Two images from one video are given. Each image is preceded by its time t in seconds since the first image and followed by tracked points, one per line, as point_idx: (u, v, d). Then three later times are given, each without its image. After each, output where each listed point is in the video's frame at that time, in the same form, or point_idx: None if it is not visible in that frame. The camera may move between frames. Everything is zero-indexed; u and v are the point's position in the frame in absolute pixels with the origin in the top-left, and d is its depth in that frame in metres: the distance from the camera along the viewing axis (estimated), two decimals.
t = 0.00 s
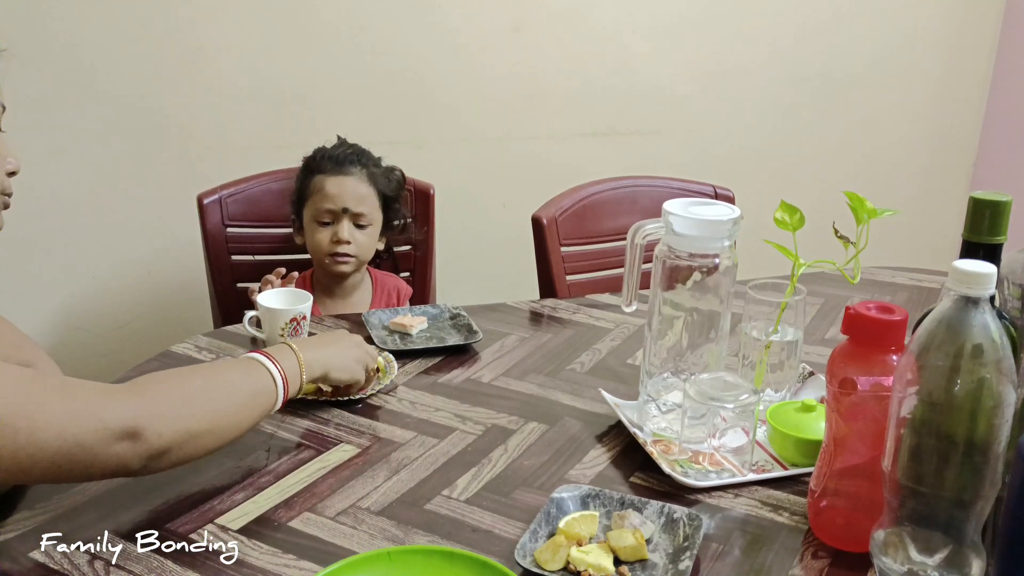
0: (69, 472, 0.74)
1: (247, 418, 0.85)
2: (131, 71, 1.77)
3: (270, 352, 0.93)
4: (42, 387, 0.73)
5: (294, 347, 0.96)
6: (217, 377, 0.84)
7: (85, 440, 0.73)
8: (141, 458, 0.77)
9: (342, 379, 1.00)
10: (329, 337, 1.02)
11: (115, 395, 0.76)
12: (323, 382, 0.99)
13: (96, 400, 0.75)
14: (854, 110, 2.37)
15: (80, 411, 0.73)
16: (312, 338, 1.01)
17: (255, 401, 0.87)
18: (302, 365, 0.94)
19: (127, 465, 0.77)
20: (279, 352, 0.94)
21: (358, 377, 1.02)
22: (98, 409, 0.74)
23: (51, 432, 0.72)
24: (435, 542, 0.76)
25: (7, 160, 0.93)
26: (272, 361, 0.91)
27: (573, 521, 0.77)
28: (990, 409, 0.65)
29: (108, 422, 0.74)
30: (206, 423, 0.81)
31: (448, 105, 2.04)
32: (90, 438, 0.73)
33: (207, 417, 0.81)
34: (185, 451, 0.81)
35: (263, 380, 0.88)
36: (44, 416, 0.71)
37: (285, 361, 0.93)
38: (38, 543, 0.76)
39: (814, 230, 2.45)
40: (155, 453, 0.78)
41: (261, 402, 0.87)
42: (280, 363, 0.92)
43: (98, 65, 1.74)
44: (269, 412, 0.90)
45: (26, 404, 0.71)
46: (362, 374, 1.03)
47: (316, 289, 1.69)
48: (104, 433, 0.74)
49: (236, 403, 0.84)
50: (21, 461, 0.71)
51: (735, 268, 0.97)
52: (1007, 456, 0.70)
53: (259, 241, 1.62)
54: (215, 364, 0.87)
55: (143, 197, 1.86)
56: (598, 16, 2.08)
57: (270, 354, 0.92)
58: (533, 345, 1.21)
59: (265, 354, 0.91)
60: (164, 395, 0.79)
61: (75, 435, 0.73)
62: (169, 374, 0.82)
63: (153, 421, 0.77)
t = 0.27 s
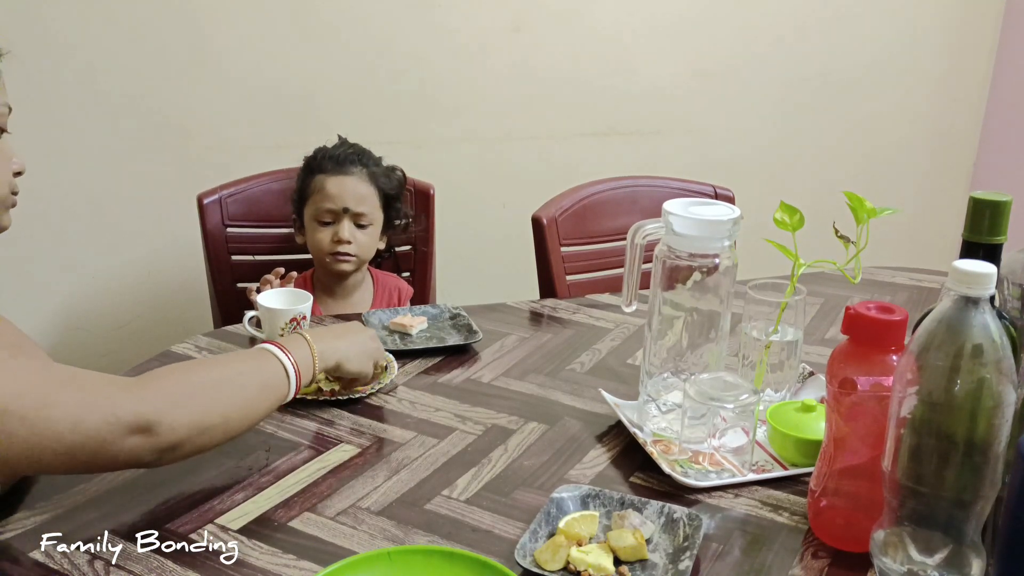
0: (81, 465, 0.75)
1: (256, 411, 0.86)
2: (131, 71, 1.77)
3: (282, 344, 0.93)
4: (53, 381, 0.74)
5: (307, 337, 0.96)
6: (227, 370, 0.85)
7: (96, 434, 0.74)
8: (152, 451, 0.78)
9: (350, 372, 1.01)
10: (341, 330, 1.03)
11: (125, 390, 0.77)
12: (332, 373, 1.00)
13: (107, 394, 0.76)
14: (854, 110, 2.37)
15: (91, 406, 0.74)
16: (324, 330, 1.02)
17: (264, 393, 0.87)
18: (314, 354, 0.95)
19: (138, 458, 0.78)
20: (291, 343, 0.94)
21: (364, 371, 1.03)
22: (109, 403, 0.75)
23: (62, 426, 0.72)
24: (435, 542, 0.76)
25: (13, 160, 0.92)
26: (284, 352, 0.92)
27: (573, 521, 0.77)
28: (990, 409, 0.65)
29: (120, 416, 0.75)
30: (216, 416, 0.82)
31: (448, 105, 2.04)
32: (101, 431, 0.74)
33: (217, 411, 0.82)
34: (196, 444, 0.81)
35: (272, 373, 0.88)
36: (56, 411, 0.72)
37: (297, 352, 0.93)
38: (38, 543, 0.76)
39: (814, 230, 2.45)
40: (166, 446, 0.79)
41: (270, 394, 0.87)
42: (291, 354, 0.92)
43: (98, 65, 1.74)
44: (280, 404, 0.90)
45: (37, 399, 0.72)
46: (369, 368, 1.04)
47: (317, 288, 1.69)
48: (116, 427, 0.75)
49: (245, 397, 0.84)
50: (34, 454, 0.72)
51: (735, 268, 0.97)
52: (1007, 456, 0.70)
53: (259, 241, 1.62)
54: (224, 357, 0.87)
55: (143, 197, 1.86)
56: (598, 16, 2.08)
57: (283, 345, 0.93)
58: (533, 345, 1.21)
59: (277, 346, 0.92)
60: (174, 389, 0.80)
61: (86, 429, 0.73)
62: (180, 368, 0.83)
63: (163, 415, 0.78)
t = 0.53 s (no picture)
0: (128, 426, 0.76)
1: (295, 368, 0.86)
2: (131, 71, 1.77)
3: (315, 305, 0.93)
4: (97, 347, 0.74)
5: (338, 298, 0.96)
6: (264, 329, 0.85)
7: (143, 393, 0.74)
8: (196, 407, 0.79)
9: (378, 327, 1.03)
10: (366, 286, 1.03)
11: (167, 349, 0.77)
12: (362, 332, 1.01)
13: (150, 355, 0.76)
14: (854, 110, 2.37)
15: (136, 366, 0.75)
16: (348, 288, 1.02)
17: (303, 352, 0.87)
18: (346, 316, 0.95)
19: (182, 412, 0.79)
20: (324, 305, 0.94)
21: (390, 326, 1.05)
22: (152, 363, 0.76)
23: (111, 388, 0.73)
24: (435, 542, 0.76)
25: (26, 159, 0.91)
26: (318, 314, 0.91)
27: (573, 521, 0.77)
28: (990, 409, 0.65)
29: (166, 375, 0.76)
30: (258, 372, 0.82)
31: (448, 105, 2.04)
32: (148, 391, 0.75)
33: (257, 368, 0.82)
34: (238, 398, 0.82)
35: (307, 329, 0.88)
36: (105, 373, 0.73)
37: (329, 314, 0.93)
38: (38, 543, 0.76)
39: (814, 230, 2.45)
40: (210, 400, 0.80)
41: (308, 354, 0.88)
42: (325, 316, 0.92)
43: (98, 64, 1.74)
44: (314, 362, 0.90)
45: (84, 364, 0.72)
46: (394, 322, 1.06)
47: (317, 288, 1.62)
48: (162, 385, 0.75)
49: (284, 355, 0.85)
50: (84, 421, 0.72)
51: (735, 268, 0.97)
52: (1007, 456, 0.70)
53: (259, 241, 1.62)
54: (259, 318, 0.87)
55: (143, 197, 1.86)
56: (598, 16, 2.08)
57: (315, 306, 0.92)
58: (533, 345, 1.21)
59: (311, 308, 0.91)
60: (214, 348, 0.80)
61: (135, 390, 0.74)
62: (217, 329, 0.83)
63: (206, 370, 0.78)
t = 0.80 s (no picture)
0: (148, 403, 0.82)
1: (301, 356, 0.92)
2: (132, 71, 1.77)
3: (327, 303, 0.99)
4: (120, 328, 0.79)
5: (349, 299, 1.02)
6: (273, 316, 0.91)
7: (162, 372, 0.81)
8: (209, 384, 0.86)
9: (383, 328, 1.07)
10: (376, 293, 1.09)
11: (184, 331, 0.83)
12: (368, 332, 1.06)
13: (168, 336, 0.82)
14: (854, 110, 2.37)
15: (157, 346, 0.81)
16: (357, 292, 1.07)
17: (308, 341, 0.93)
18: (355, 315, 1.00)
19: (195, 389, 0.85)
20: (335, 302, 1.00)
21: (394, 329, 1.10)
22: (171, 344, 0.82)
23: (133, 367, 0.79)
24: (435, 542, 0.76)
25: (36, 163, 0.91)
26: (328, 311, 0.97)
27: (573, 521, 0.77)
28: (990, 409, 0.65)
29: (183, 355, 0.82)
30: (267, 354, 0.89)
31: (448, 105, 2.04)
32: (166, 369, 0.81)
33: (264, 352, 0.89)
34: (247, 377, 0.89)
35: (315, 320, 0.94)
36: (128, 353, 0.79)
37: (340, 311, 0.98)
38: (38, 543, 0.76)
39: (814, 230, 2.45)
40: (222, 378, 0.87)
41: (313, 343, 0.94)
42: (334, 313, 0.97)
43: (99, 64, 1.75)
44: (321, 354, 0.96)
45: (111, 345, 0.78)
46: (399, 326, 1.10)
47: (316, 286, 1.61)
48: (180, 364, 0.82)
49: (290, 342, 0.91)
50: (107, 398, 0.78)
51: (736, 268, 0.97)
52: (1007, 456, 0.70)
53: (260, 241, 1.62)
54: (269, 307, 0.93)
55: (144, 197, 1.86)
56: (599, 16, 2.08)
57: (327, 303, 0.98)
58: (534, 345, 1.21)
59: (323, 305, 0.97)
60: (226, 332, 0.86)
61: (156, 369, 0.80)
62: (226, 314, 0.88)
63: (219, 351, 0.85)
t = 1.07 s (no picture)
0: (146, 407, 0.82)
1: (301, 355, 0.91)
2: (132, 71, 1.77)
3: (326, 301, 0.97)
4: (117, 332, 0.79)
5: (348, 295, 1.00)
6: (271, 318, 0.90)
7: (158, 376, 0.80)
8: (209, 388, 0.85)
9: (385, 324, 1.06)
10: (377, 285, 1.07)
11: (181, 335, 0.83)
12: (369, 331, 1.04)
13: (165, 340, 0.82)
14: (854, 110, 2.37)
15: (153, 350, 0.80)
16: (356, 287, 1.05)
17: (309, 342, 0.92)
18: (355, 312, 0.98)
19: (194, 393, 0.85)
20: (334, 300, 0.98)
21: (397, 323, 1.08)
22: (167, 347, 0.81)
23: (129, 371, 0.79)
24: (435, 542, 0.76)
25: (29, 161, 0.92)
26: (326, 310, 0.95)
27: (573, 521, 0.77)
28: (990, 409, 0.65)
29: (178, 358, 0.81)
30: (267, 357, 0.88)
31: (448, 105, 2.04)
32: (161, 374, 0.81)
33: (263, 354, 0.88)
34: (247, 381, 0.88)
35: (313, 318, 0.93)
36: (121, 354, 0.78)
37: (339, 309, 0.96)
38: (38, 543, 0.76)
39: (814, 230, 2.45)
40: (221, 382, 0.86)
41: (314, 344, 0.92)
42: (333, 311, 0.95)
43: (99, 64, 1.75)
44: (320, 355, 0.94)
45: (106, 349, 0.78)
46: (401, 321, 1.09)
47: (314, 283, 1.63)
48: (174, 367, 0.81)
49: (289, 342, 0.90)
50: (103, 402, 0.79)
51: (735, 268, 0.97)
52: (1007, 456, 0.70)
53: (260, 241, 1.62)
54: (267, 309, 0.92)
55: (144, 197, 1.86)
56: (598, 17, 2.08)
57: (325, 301, 0.96)
58: (534, 345, 1.21)
59: (321, 303, 0.95)
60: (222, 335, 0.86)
61: (150, 372, 0.80)
62: (226, 317, 0.88)
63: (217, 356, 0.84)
